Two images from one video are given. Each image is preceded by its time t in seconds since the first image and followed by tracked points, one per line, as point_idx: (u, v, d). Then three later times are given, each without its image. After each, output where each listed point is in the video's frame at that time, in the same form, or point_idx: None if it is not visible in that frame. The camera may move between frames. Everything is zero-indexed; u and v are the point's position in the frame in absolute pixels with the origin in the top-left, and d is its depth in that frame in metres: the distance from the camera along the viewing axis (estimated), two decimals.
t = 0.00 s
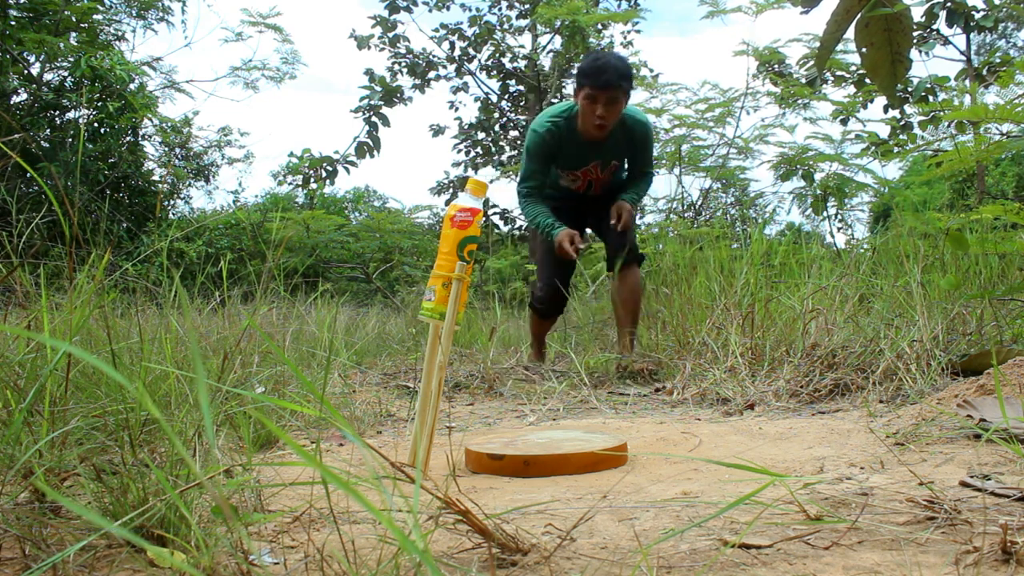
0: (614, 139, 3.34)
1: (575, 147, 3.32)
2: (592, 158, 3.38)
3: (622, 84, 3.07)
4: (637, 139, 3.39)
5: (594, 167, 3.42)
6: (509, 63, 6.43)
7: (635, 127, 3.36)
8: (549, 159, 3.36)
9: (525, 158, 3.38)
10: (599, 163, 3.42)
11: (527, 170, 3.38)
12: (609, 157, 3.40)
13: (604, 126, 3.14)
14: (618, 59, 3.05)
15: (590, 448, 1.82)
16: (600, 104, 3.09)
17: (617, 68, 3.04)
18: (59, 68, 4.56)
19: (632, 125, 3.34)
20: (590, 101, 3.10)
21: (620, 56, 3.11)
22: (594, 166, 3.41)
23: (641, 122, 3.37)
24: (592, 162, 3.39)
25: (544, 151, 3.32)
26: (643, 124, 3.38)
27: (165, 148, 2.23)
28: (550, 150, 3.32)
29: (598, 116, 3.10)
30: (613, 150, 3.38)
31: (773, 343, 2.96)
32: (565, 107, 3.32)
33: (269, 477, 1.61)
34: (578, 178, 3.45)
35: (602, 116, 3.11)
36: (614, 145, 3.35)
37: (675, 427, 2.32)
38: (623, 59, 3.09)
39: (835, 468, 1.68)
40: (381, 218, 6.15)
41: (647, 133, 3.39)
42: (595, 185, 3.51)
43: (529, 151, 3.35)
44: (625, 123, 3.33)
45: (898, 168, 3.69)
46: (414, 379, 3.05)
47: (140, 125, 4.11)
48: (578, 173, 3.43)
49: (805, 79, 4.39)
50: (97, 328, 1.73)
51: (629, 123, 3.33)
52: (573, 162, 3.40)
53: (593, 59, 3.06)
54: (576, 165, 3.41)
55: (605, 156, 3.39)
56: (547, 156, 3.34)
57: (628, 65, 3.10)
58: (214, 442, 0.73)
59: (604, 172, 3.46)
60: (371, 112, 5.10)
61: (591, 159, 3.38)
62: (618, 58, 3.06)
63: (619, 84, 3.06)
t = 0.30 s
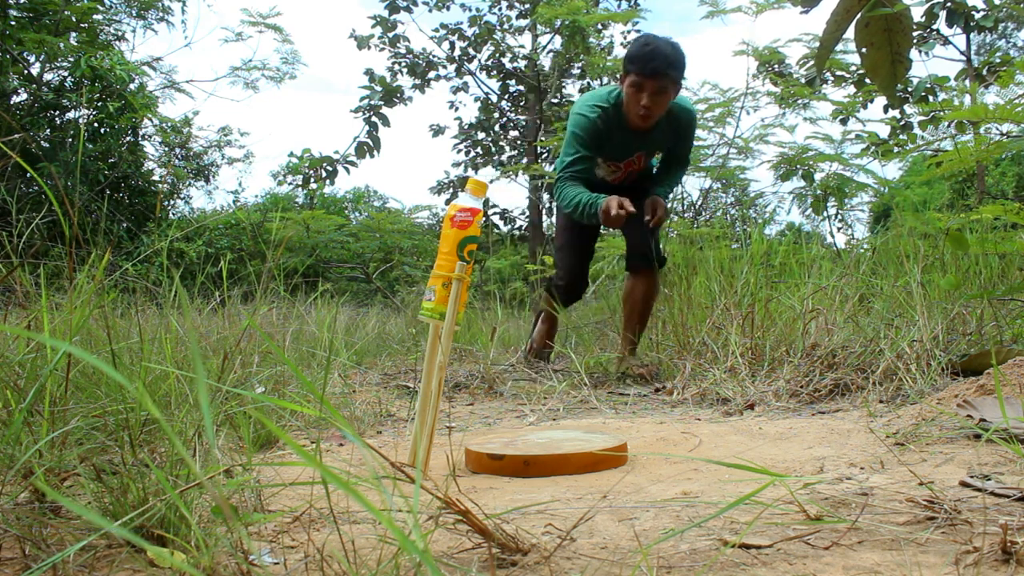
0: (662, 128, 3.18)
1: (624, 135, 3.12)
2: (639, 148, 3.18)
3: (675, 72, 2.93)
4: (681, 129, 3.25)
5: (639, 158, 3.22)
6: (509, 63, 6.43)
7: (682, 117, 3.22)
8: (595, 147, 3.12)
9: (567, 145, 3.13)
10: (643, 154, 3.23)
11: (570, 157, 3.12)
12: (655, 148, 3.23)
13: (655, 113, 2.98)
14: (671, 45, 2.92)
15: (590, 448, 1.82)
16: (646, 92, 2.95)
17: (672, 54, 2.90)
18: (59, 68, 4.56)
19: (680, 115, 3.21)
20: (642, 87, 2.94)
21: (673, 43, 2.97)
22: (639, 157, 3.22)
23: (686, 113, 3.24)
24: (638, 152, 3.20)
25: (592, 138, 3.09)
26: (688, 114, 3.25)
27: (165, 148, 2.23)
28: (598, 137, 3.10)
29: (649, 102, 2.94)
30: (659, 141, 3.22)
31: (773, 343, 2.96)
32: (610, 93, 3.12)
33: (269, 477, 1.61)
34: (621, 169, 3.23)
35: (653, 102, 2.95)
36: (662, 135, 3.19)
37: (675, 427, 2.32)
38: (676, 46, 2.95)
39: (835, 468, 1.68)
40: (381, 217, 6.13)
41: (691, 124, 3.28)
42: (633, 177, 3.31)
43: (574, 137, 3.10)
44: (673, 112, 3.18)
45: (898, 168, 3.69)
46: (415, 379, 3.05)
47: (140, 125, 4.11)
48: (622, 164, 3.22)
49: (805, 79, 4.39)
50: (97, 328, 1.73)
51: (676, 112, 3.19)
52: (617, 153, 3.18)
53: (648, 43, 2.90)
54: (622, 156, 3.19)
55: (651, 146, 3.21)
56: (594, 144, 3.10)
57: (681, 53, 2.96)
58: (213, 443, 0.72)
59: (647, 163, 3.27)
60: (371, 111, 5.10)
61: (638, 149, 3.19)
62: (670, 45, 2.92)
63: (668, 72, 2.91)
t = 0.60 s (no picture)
0: (674, 110, 3.03)
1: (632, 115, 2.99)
2: (648, 129, 3.05)
3: (684, 50, 2.78)
4: (695, 112, 3.08)
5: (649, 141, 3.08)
6: (510, 63, 6.43)
7: (696, 99, 3.07)
8: (601, 128, 3.00)
9: (572, 126, 3.02)
10: (652, 137, 3.09)
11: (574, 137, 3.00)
12: (666, 131, 3.08)
13: (663, 94, 2.83)
14: (681, 22, 2.79)
15: (590, 448, 1.82)
16: (652, 72, 2.79)
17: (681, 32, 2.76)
18: (59, 68, 4.56)
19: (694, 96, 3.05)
20: (648, 65, 2.79)
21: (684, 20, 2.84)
22: (648, 139, 3.08)
23: (701, 95, 3.08)
24: (647, 134, 3.07)
25: (598, 117, 2.97)
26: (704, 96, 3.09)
27: (165, 148, 2.23)
28: (604, 119, 2.98)
29: (655, 82, 2.80)
30: (670, 124, 3.07)
31: (773, 343, 2.96)
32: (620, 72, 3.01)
33: (269, 477, 1.61)
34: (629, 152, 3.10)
35: (660, 83, 2.80)
36: (673, 116, 3.04)
37: (675, 427, 2.32)
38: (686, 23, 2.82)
39: (835, 468, 1.68)
40: (381, 218, 6.15)
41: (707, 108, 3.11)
42: (644, 162, 3.16)
43: (578, 118, 2.99)
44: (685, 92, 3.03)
45: (898, 168, 3.69)
46: (414, 379, 3.05)
47: (140, 125, 4.11)
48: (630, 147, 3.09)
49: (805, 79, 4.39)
50: (97, 328, 1.73)
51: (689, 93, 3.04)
52: (625, 134, 3.06)
53: (655, 19, 2.78)
54: (629, 137, 3.07)
55: (662, 128, 3.06)
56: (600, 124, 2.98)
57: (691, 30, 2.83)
58: (213, 442, 0.72)
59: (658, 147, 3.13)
60: (371, 112, 5.10)
61: (646, 131, 3.06)
62: (679, 21, 2.79)
63: (677, 51, 2.77)
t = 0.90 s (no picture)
0: (681, 70, 2.82)
1: (635, 81, 2.79)
2: (656, 95, 2.85)
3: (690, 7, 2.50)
4: (703, 65, 2.87)
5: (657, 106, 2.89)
6: (510, 63, 6.43)
7: (703, 52, 2.85)
8: (601, 96, 2.81)
9: (568, 97, 2.83)
10: (662, 101, 2.88)
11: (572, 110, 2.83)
12: (676, 93, 2.89)
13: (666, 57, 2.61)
14: None
15: (590, 448, 1.82)
16: (656, 35, 2.55)
17: None
18: (59, 68, 4.55)
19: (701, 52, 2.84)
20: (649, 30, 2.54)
21: None
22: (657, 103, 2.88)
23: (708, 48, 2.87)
24: (654, 99, 2.86)
25: (592, 86, 2.77)
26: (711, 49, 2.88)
27: (165, 148, 2.23)
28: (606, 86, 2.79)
29: (660, 50, 2.57)
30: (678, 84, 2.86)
31: (773, 343, 2.96)
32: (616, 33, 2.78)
33: (269, 477, 1.61)
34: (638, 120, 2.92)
35: (663, 48, 2.57)
36: (682, 77, 2.84)
37: (675, 427, 2.32)
38: None
39: (835, 468, 1.68)
40: (381, 218, 6.16)
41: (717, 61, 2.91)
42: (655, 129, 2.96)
43: (574, 89, 2.80)
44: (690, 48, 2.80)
45: (898, 168, 3.69)
46: (414, 379, 3.05)
47: (140, 125, 4.11)
48: (637, 114, 2.90)
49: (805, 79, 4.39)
50: (97, 328, 1.73)
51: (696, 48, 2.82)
52: (630, 101, 2.86)
53: None
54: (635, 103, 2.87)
55: (671, 92, 2.86)
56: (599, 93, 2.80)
57: None
58: (214, 443, 0.72)
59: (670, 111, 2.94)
60: (371, 112, 5.10)
61: (653, 96, 2.85)
62: None
63: (682, 11, 2.48)
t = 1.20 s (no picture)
0: (678, 86, 2.57)
1: (626, 95, 2.57)
2: (650, 110, 2.63)
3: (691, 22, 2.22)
4: (706, 78, 2.58)
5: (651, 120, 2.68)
6: (510, 63, 6.43)
7: (708, 63, 2.56)
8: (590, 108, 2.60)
9: (555, 107, 2.61)
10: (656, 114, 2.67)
11: (558, 122, 2.62)
12: (674, 106, 2.64)
13: (663, 76, 2.36)
14: None
15: (590, 448, 1.82)
16: (652, 54, 2.29)
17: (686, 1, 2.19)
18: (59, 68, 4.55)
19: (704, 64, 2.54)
20: (643, 47, 2.28)
21: None
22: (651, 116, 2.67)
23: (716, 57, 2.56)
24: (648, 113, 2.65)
25: (579, 101, 2.56)
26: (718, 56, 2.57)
27: (165, 148, 2.23)
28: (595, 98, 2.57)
29: (655, 69, 2.32)
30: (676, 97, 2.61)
31: (773, 343, 2.96)
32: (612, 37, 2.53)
33: (269, 477, 1.61)
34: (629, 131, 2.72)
35: (658, 66, 2.32)
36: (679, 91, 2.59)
37: (676, 427, 2.32)
38: None
39: (835, 468, 1.68)
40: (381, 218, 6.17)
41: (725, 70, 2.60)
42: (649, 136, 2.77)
43: (561, 98, 2.58)
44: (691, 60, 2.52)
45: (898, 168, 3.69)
46: (414, 379, 3.05)
47: (140, 125, 4.11)
48: (629, 127, 2.69)
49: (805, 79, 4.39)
50: (97, 328, 1.73)
51: (697, 60, 2.53)
52: (623, 112, 2.64)
53: None
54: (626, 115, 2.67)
55: (667, 106, 2.63)
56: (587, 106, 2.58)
57: None
58: (213, 442, 0.72)
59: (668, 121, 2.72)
60: (371, 112, 5.10)
61: (646, 112, 2.64)
62: None
63: (679, 29, 2.21)
